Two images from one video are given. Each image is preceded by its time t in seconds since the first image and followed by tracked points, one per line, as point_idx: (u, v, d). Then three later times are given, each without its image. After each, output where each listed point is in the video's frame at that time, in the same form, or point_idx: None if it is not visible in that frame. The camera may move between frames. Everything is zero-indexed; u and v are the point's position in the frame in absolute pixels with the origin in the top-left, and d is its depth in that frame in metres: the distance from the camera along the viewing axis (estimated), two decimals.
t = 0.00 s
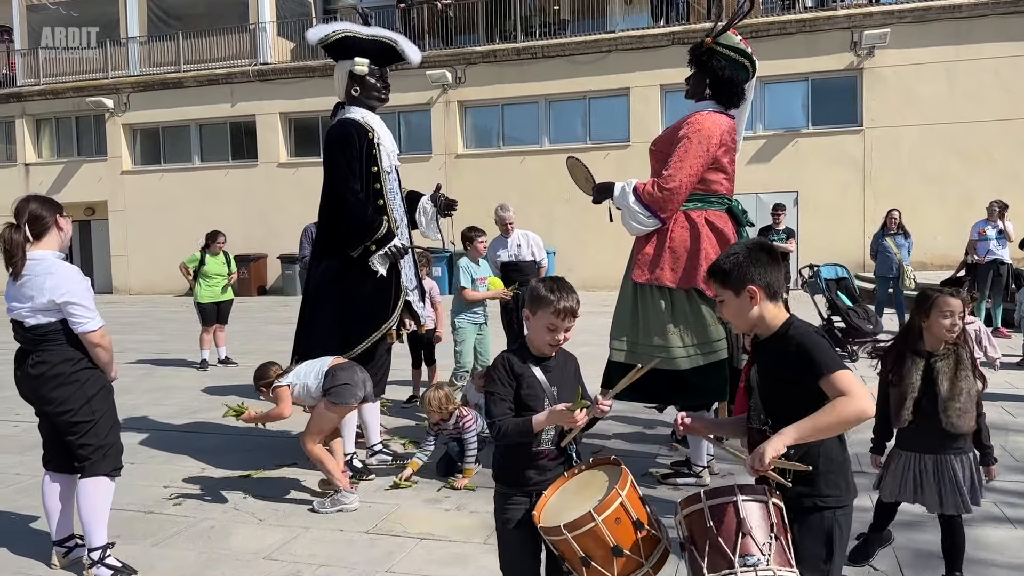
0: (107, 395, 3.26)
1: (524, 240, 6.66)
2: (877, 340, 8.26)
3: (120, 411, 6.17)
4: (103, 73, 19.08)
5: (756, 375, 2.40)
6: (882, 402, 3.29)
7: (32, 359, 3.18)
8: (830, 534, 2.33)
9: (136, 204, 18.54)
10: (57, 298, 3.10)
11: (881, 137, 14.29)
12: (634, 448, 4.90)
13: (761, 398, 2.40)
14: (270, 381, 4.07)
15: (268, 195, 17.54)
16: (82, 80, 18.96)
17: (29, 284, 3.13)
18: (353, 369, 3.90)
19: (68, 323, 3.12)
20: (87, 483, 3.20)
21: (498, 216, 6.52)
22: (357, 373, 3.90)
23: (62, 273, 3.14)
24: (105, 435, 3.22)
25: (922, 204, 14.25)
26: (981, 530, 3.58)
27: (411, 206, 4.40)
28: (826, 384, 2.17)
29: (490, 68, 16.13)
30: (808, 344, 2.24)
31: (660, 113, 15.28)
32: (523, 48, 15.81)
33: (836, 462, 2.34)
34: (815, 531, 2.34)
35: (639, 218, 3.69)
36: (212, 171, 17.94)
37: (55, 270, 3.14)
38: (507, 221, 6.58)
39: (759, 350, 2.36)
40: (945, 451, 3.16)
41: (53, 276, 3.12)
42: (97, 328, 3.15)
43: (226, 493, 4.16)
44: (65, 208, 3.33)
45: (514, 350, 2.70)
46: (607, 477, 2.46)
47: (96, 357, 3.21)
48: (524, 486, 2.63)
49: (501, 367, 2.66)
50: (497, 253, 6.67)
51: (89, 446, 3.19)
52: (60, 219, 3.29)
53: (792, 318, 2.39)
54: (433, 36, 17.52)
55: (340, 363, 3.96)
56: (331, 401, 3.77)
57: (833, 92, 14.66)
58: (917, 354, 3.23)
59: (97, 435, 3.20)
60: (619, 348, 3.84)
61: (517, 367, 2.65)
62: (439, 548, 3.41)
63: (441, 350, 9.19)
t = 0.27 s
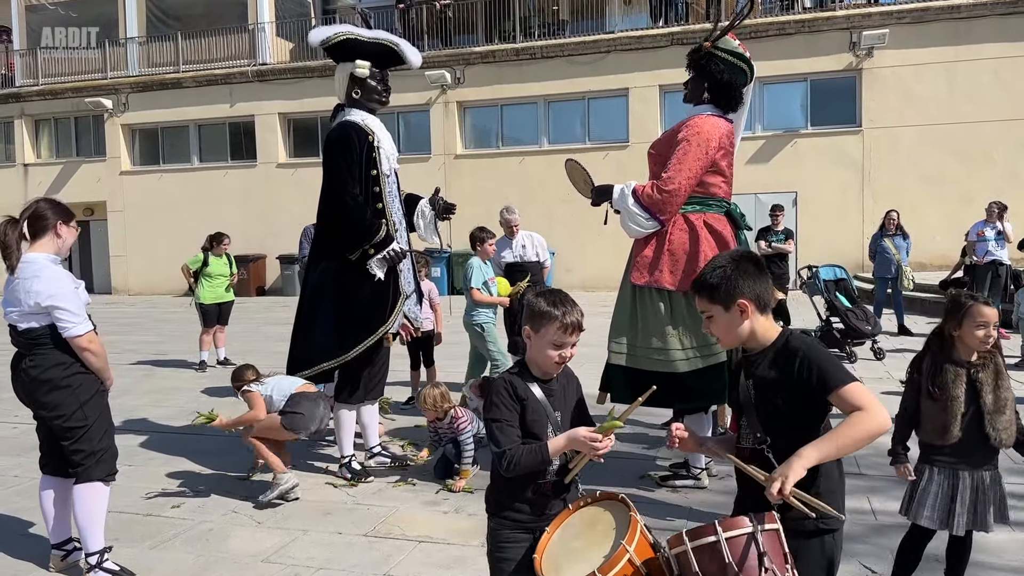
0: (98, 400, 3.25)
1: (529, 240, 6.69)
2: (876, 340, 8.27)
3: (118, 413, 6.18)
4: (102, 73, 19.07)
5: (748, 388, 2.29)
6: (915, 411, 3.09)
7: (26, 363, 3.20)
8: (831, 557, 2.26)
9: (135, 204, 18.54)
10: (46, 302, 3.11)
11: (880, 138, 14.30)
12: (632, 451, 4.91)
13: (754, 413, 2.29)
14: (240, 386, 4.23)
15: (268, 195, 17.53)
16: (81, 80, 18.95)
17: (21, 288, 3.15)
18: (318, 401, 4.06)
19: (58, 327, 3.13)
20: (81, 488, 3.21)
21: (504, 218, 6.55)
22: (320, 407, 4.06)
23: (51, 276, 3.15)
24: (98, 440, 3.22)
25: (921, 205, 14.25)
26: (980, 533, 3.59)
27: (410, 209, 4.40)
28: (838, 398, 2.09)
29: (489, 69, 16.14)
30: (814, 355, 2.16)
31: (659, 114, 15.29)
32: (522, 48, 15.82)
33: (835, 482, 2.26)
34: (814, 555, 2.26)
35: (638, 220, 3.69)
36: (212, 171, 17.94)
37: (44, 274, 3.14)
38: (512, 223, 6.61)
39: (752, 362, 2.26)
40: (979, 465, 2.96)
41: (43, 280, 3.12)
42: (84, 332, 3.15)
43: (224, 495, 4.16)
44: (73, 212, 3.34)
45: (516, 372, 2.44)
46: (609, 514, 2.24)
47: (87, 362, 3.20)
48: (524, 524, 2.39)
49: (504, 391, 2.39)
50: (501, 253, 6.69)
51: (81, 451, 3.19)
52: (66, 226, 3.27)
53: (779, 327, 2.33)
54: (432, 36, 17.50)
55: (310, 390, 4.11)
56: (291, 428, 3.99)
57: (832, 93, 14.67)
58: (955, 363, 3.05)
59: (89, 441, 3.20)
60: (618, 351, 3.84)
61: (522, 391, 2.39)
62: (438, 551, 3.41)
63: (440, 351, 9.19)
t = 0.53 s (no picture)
0: (93, 401, 3.26)
1: (541, 241, 6.75)
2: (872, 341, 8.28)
3: (113, 415, 6.16)
4: (99, 73, 19.04)
5: (737, 397, 2.21)
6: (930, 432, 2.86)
7: (20, 362, 3.19)
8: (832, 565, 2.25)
9: (132, 204, 18.51)
10: (41, 301, 3.11)
11: (876, 139, 14.32)
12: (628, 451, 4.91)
13: (742, 421, 2.21)
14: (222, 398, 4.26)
15: (265, 196, 17.51)
16: (78, 80, 18.92)
17: (15, 287, 3.14)
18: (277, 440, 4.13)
19: (54, 326, 3.13)
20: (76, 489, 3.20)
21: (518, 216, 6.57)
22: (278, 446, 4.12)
23: (45, 275, 3.15)
24: (93, 441, 3.22)
25: (918, 205, 14.28)
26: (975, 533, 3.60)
27: (405, 210, 4.40)
28: (843, 406, 2.07)
29: (486, 69, 16.14)
30: (811, 361, 2.14)
31: (656, 114, 15.30)
32: (519, 49, 15.83)
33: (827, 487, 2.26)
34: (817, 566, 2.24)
35: (634, 219, 3.70)
36: (209, 172, 17.91)
37: (38, 273, 3.14)
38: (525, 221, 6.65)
39: (741, 367, 2.21)
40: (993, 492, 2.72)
41: (37, 279, 3.12)
42: (80, 331, 3.15)
43: (220, 496, 4.16)
44: (73, 217, 3.35)
45: (507, 390, 2.33)
46: (614, 552, 2.11)
47: (83, 361, 3.21)
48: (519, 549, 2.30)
49: (494, 412, 2.28)
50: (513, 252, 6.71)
51: (77, 452, 3.19)
52: (64, 229, 3.29)
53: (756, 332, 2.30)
54: (429, 36, 17.48)
55: (272, 426, 4.18)
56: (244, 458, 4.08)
57: (828, 94, 14.70)
58: (979, 385, 2.78)
59: (85, 442, 3.20)
60: (614, 350, 3.87)
61: (515, 410, 2.29)
62: (433, 552, 3.41)
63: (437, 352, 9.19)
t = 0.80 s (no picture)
0: (88, 402, 3.26)
1: (554, 247, 6.97)
2: (866, 341, 8.30)
3: (107, 417, 6.14)
4: (93, 74, 18.98)
5: (731, 401, 2.20)
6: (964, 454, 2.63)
7: (13, 363, 3.16)
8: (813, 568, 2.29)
9: (126, 205, 18.45)
10: (38, 300, 3.10)
11: (871, 140, 14.36)
12: (623, 452, 4.92)
13: (736, 428, 2.19)
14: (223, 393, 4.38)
15: (259, 197, 17.48)
16: (72, 81, 18.86)
17: (9, 286, 3.12)
18: (256, 443, 4.08)
19: (50, 325, 3.12)
20: (69, 491, 3.19)
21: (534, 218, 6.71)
22: (258, 449, 4.07)
23: (41, 275, 3.14)
24: (88, 442, 3.22)
25: (912, 206, 14.31)
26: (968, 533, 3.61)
27: (396, 210, 4.40)
28: (831, 404, 2.14)
29: (482, 71, 16.14)
30: (796, 361, 2.20)
31: (651, 115, 15.32)
32: (514, 50, 15.84)
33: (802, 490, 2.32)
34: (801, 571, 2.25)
35: (630, 220, 3.71)
36: (203, 173, 17.87)
37: (33, 272, 3.13)
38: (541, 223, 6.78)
39: (729, 373, 2.20)
40: None
41: (34, 278, 3.12)
42: (77, 331, 3.15)
43: (213, 498, 4.15)
44: (66, 218, 3.36)
45: (484, 411, 2.20)
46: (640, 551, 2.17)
47: (79, 361, 3.21)
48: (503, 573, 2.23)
49: (469, 436, 2.14)
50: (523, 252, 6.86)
51: (72, 453, 3.18)
52: (58, 230, 3.29)
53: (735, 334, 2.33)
54: (424, 37, 17.45)
55: (254, 428, 4.14)
56: (225, 459, 4.06)
57: (823, 96, 14.74)
58: (1005, 397, 2.57)
59: (80, 443, 3.19)
60: (611, 351, 3.87)
61: (492, 434, 2.16)
62: (428, 553, 3.41)
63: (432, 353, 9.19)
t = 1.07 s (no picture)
0: (81, 403, 3.25)
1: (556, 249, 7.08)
2: (859, 342, 8.33)
3: (99, 419, 6.12)
4: (86, 76, 18.91)
5: (743, 418, 2.16)
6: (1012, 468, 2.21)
7: (5, 365, 3.14)
8: None
9: (119, 207, 18.39)
10: (32, 301, 3.09)
11: (863, 142, 14.42)
12: (617, 453, 4.93)
13: (748, 449, 2.14)
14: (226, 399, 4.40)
15: (252, 198, 17.43)
16: (64, 83, 18.79)
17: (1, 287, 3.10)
18: (251, 448, 4.08)
19: (44, 326, 3.11)
20: (61, 493, 3.17)
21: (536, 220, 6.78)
22: (252, 454, 4.06)
23: (35, 276, 3.13)
24: (81, 443, 3.21)
25: (905, 208, 14.37)
26: (960, 534, 3.62)
27: (384, 211, 4.39)
28: (837, 426, 2.19)
29: (476, 72, 16.15)
30: (807, 381, 2.20)
31: (645, 117, 15.35)
32: (508, 52, 15.85)
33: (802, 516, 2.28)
34: None
35: (625, 221, 3.71)
36: (196, 175, 17.82)
37: (27, 273, 3.12)
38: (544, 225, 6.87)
39: (742, 389, 2.16)
40: None
41: (27, 279, 3.10)
42: (70, 332, 3.15)
43: (206, 500, 4.14)
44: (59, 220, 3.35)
45: (494, 436, 2.00)
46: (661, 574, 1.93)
47: (72, 362, 3.20)
48: None
49: (478, 466, 1.93)
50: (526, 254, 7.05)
51: (65, 456, 3.17)
52: (51, 233, 3.28)
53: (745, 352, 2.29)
54: (418, 39, 17.44)
55: (249, 434, 4.14)
56: (219, 462, 4.06)
57: (815, 98, 14.80)
58: None
59: (73, 444, 3.18)
60: (604, 352, 3.89)
61: (505, 464, 1.95)
62: (421, 555, 3.40)
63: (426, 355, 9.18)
